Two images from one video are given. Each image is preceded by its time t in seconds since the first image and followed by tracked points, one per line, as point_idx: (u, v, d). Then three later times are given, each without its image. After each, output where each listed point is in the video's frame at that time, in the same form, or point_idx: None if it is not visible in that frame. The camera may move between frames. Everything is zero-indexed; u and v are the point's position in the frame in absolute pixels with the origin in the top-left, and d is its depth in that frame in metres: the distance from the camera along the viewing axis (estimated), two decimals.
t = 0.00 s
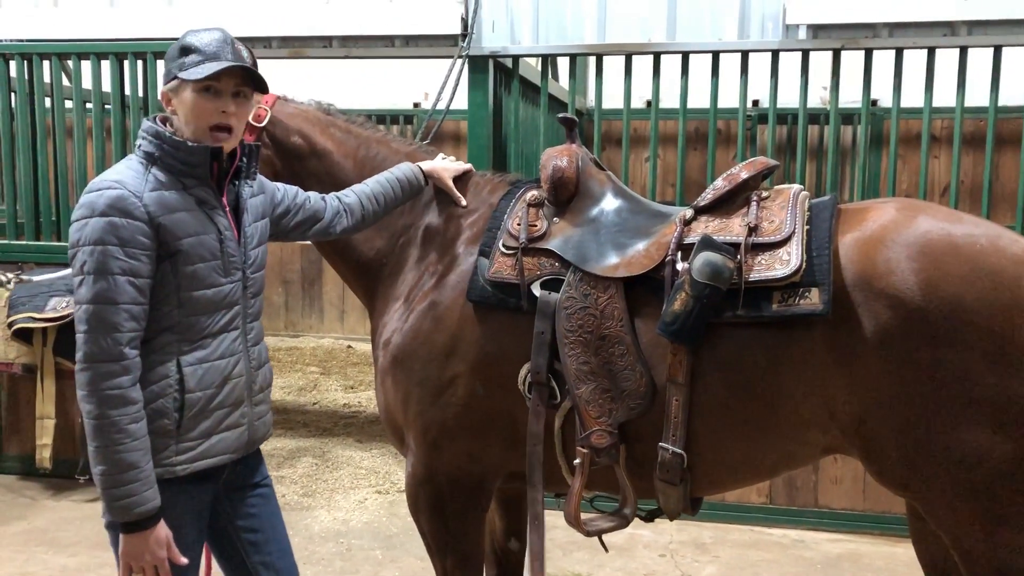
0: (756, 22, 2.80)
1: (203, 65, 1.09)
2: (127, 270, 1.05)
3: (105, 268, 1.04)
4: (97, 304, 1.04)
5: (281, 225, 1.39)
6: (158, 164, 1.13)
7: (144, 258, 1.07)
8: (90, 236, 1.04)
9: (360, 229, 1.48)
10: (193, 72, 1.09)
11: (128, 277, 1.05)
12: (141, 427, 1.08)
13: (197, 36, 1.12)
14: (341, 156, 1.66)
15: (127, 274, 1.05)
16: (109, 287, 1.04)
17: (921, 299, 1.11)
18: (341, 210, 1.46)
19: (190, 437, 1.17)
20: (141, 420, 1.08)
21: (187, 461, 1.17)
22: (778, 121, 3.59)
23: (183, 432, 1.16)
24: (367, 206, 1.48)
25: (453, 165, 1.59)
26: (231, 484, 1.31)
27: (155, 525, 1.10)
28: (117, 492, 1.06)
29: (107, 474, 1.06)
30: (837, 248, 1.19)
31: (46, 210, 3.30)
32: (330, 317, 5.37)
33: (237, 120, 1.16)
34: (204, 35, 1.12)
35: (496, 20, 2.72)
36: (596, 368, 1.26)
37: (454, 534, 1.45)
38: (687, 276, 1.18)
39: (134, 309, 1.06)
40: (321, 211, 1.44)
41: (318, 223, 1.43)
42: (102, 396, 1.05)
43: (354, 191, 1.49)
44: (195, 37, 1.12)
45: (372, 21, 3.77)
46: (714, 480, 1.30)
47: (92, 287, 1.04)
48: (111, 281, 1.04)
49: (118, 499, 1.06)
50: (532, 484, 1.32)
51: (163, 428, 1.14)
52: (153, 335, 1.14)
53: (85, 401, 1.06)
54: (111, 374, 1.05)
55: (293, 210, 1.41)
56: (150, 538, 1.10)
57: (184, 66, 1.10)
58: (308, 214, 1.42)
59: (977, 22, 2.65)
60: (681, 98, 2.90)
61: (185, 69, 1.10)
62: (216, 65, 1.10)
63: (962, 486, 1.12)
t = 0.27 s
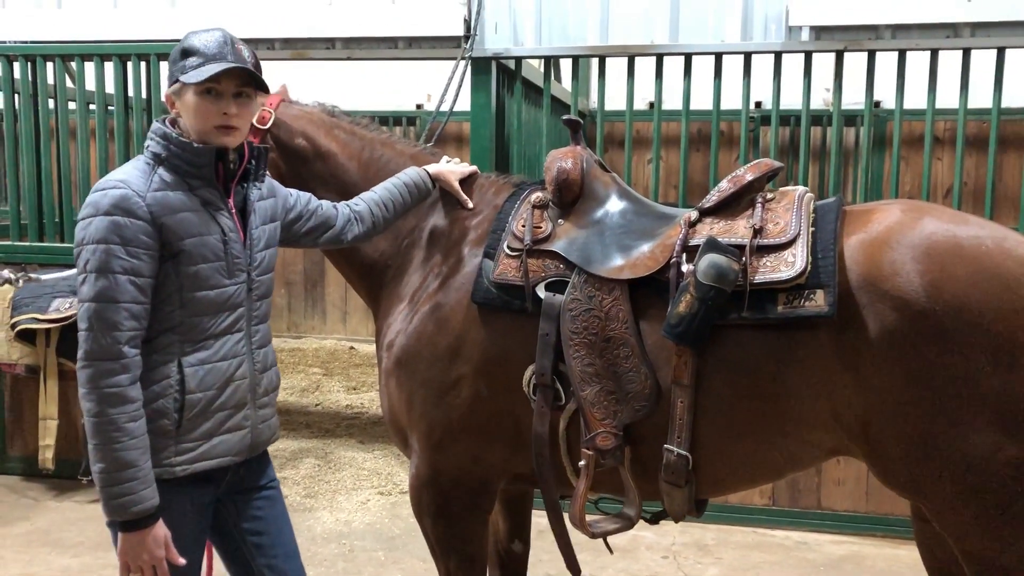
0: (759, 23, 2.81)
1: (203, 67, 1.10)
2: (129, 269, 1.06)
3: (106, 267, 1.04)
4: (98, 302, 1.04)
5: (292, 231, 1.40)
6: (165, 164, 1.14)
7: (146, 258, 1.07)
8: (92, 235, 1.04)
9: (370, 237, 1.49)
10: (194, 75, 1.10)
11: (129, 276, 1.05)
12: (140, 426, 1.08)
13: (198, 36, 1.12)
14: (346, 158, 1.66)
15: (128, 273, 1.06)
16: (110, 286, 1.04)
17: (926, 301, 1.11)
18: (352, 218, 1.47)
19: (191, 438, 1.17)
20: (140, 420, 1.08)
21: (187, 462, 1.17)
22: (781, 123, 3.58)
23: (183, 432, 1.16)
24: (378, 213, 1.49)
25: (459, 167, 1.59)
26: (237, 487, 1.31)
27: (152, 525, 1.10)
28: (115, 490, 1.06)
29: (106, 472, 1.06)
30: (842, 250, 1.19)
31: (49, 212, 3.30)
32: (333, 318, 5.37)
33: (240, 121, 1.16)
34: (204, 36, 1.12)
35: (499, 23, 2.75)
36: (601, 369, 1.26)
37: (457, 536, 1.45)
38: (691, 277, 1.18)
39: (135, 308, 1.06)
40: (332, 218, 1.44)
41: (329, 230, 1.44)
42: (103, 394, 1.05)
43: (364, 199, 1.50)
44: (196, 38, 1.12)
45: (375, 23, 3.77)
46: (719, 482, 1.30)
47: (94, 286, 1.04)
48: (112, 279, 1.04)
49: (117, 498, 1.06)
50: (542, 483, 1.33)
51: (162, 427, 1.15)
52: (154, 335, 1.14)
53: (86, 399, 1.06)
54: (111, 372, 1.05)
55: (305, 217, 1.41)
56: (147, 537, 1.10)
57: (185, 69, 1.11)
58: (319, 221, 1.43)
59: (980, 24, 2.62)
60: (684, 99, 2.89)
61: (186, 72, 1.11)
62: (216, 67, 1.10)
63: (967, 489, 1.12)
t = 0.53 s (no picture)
0: (761, 24, 2.82)
1: (195, 64, 1.10)
2: (128, 274, 1.06)
3: (106, 273, 1.04)
4: (98, 308, 1.04)
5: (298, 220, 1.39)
6: (161, 167, 1.13)
7: (145, 263, 1.08)
8: (93, 241, 1.05)
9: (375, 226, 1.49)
10: (186, 72, 1.10)
11: (129, 282, 1.06)
12: (142, 430, 1.07)
13: (187, 35, 1.13)
14: (350, 159, 1.66)
15: (128, 278, 1.06)
16: (109, 291, 1.04)
17: (931, 303, 1.10)
18: (359, 207, 1.46)
19: (199, 437, 1.17)
20: (143, 424, 1.08)
21: (194, 460, 1.17)
22: (783, 125, 3.58)
23: (190, 431, 1.16)
24: (385, 204, 1.47)
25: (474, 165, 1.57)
26: (243, 486, 1.31)
27: (155, 529, 1.10)
28: (117, 494, 1.06)
29: (108, 476, 1.06)
30: (847, 252, 1.18)
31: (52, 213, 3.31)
32: (334, 319, 5.37)
33: (236, 116, 1.16)
34: (194, 34, 1.12)
35: (502, 24, 2.75)
36: (604, 371, 1.25)
37: (459, 538, 1.45)
38: (696, 279, 1.18)
39: (135, 313, 1.06)
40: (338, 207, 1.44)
41: (334, 219, 1.43)
42: (103, 399, 1.05)
43: (371, 186, 1.49)
44: (185, 37, 1.13)
45: (377, 25, 3.78)
46: (722, 484, 1.29)
47: (94, 291, 1.04)
48: (112, 285, 1.04)
49: (119, 502, 1.06)
50: (541, 487, 1.33)
51: (169, 427, 1.15)
52: (160, 337, 1.15)
53: (88, 403, 1.07)
54: (112, 377, 1.05)
55: (311, 206, 1.40)
56: (149, 541, 1.10)
57: (176, 68, 1.11)
58: (325, 210, 1.42)
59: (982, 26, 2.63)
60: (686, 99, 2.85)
61: (178, 70, 1.11)
62: (208, 62, 1.10)
63: (971, 492, 1.11)
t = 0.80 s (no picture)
0: (762, 26, 2.83)
1: (193, 65, 1.10)
2: (132, 279, 1.06)
3: (110, 279, 1.04)
4: (103, 314, 1.04)
5: (292, 220, 1.39)
6: (161, 171, 1.13)
7: (149, 268, 1.08)
8: (96, 247, 1.05)
9: (370, 221, 1.49)
10: (184, 74, 1.10)
11: (134, 287, 1.06)
12: (150, 434, 1.08)
13: (184, 36, 1.13)
14: (353, 160, 1.66)
15: (132, 283, 1.06)
16: (114, 297, 1.04)
17: (932, 304, 1.11)
18: (352, 204, 1.46)
19: (205, 437, 1.17)
20: (150, 427, 1.08)
21: (201, 459, 1.17)
22: (783, 126, 3.58)
23: (197, 432, 1.16)
24: (377, 200, 1.46)
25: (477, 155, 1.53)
26: (246, 485, 1.31)
27: (167, 531, 1.10)
28: (127, 498, 1.06)
29: (118, 480, 1.06)
30: (848, 254, 1.18)
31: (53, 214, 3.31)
32: (335, 321, 5.37)
33: (235, 117, 1.16)
34: (191, 35, 1.12)
35: (502, 26, 2.76)
36: (606, 373, 1.26)
37: (461, 539, 1.45)
38: (697, 281, 1.18)
39: (140, 317, 1.07)
40: (332, 204, 1.44)
41: (328, 217, 1.44)
42: (110, 404, 1.05)
43: (364, 180, 1.48)
44: (182, 39, 1.13)
45: (377, 27, 3.78)
46: (724, 486, 1.29)
47: (99, 297, 1.04)
48: (117, 291, 1.04)
49: (129, 506, 1.06)
50: (536, 491, 1.32)
51: (176, 428, 1.15)
52: (164, 339, 1.15)
53: (95, 409, 1.07)
54: (118, 382, 1.05)
55: (304, 205, 1.40)
56: (161, 544, 1.10)
57: (174, 70, 1.11)
58: (318, 208, 1.42)
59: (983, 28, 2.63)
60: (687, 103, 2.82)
61: (175, 72, 1.11)
62: (206, 64, 1.10)
63: (974, 493, 1.11)
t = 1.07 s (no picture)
0: (759, 28, 2.87)
1: (217, 75, 1.09)
2: (130, 276, 1.05)
3: (108, 275, 1.04)
4: (102, 310, 1.04)
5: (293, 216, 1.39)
6: (159, 170, 1.13)
7: (146, 265, 1.07)
8: (94, 244, 1.04)
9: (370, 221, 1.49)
10: (206, 81, 1.08)
11: (133, 283, 1.05)
12: (149, 430, 1.07)
13: (209, 41, 1.11)
14: (353, 159, 1.66)
15: (130, 280, 1.05)
16: (112, 293, 1.04)
17: (931, 305, 1.11)
18: (352, 203, 1.46)
19: (197, 437, 1.17)
20: (150, 424, 1.08)
21: (194, 459, 1.17)
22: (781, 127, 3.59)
23: (190, 431, 1.16)
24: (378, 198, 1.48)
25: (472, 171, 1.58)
26: (239, 488, 1.31)
27: (169, 526, 1.11)
28: (129, 494, 1.06)
29: (119, 477, 1.06)
30: (847, 254, 1.19)
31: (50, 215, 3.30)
32: (332, 322, 5.37)
33: (246, 133, 1.15)
34: (216, 41, 1.11)
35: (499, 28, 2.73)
36: (605, 374, 1.26)
37: (460, 539, 1.45)
38: (696, 282, 1.18)
39: (138, 314, 1.06)
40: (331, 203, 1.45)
41: (328, 216, 1.44)
42: (109, 400, 1.05)
43: (366, 181, 1.49)
44: (210, 43, 1.10)
45: (375, 27, 3.78)
46: (723, 486, 1.29)
47: (97, 294, 1.04)
48: (115, 287, 1.04)
49: (130, 502, 1.06)
50: (539, 492, 1.32)
51: (170, 426, 1.15)
52: (160, 337, 1.14)
53: (93, 406, 1.06)
54: (117, 378, 1.05)
55: (305, 202, 1.41)
56: (163, 538, 1.10)
57: (198, 74, 1.09)
58: (319, 205, 1.43)
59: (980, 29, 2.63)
60: (684, 104, 2.85)
61: (198, 77, 1.09)
62: (230, 75, 1.09)
63: (972, 494, 1.11)
